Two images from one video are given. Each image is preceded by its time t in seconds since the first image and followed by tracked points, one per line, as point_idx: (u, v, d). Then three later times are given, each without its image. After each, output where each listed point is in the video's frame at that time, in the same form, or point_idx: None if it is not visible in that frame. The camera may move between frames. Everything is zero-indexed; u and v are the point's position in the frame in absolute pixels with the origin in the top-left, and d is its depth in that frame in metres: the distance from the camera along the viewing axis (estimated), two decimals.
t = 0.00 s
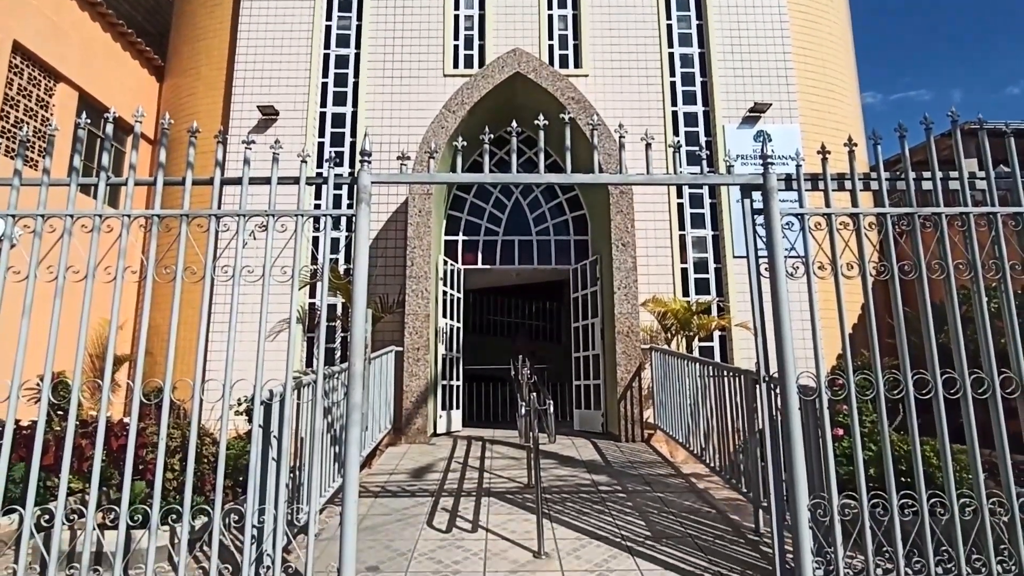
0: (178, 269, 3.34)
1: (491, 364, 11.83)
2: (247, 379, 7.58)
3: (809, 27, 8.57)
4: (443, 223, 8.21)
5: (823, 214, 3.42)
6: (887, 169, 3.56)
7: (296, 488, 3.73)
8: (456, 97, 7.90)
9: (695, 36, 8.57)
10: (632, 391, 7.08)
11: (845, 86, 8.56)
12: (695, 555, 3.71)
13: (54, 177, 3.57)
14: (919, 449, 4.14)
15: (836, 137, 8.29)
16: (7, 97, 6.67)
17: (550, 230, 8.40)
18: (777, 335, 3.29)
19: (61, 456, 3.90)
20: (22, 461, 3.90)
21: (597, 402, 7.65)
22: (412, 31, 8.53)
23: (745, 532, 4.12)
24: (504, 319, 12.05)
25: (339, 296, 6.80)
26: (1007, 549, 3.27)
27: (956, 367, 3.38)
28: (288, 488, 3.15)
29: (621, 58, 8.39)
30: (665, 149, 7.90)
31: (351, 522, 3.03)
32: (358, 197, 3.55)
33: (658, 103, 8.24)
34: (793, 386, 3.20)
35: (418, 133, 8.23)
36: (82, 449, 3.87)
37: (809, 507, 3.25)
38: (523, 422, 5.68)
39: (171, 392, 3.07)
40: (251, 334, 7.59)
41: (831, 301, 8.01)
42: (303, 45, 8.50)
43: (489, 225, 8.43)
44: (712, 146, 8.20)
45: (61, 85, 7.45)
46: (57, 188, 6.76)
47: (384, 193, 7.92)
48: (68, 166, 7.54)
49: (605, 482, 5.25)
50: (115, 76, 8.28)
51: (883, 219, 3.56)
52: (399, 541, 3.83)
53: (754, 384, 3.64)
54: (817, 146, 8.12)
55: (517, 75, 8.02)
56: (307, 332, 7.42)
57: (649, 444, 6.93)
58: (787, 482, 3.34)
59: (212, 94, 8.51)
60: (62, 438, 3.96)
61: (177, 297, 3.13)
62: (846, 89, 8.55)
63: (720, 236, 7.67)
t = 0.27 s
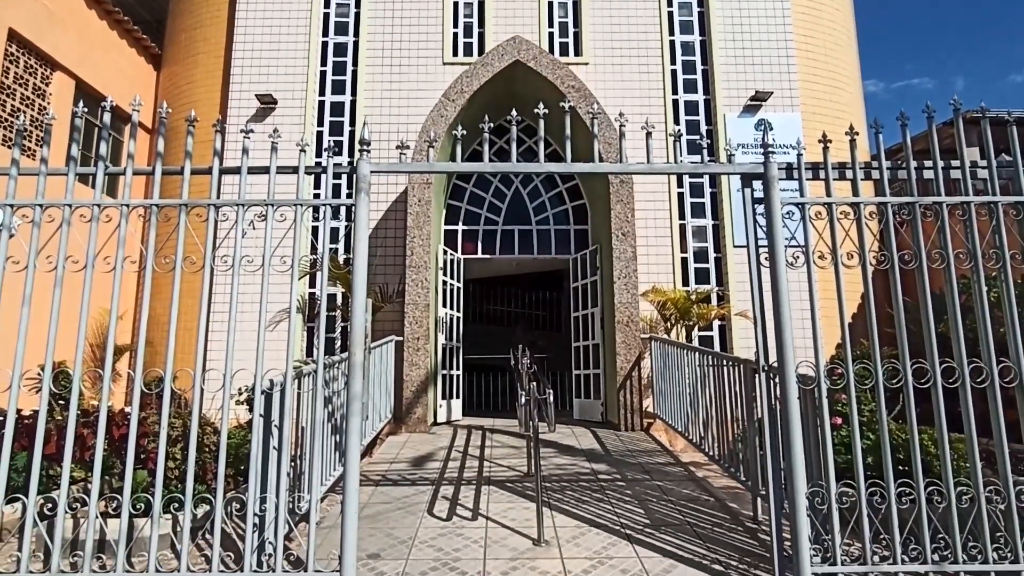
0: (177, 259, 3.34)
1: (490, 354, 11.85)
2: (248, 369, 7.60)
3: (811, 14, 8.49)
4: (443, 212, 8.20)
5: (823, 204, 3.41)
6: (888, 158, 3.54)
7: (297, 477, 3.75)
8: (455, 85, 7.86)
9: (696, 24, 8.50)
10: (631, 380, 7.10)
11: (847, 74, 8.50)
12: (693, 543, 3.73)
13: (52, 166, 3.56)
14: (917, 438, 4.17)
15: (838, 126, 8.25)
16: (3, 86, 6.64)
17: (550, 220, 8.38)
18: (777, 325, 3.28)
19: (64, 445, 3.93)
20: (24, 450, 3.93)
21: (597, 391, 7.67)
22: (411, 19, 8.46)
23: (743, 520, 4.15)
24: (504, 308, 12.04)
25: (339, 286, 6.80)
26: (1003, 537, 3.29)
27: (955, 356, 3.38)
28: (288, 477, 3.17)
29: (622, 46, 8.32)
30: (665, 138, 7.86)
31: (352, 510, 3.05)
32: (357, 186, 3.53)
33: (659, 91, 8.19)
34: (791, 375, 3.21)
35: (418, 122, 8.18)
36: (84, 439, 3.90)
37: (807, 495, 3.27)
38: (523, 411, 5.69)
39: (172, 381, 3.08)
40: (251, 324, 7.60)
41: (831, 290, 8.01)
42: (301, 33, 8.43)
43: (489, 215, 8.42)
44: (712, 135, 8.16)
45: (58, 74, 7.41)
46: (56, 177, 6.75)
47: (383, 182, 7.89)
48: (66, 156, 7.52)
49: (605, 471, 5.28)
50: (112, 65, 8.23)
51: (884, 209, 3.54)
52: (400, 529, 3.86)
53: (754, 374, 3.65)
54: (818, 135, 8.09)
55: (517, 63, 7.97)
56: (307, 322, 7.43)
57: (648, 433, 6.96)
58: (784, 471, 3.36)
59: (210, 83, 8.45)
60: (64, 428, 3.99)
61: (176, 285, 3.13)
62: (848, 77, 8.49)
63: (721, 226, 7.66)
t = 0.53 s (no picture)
0: (176, 253, 3.33)
1: (491, 347, 11.85)
2: (248, 363, 7.61)
3: (812, 7, 8.45)
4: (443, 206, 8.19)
5: (823, 197, 3.40)
6: (889, 151, 3.53)
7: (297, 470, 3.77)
8: (455, 78, 7.84)
9: (697, 16, 8.46)
10: (631, 374, 7.11)
11: (849, 67, 8.47)
12: (692, 536, 3.75)
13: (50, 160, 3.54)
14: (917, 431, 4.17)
15: (839, 119, 8.22)
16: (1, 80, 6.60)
17: (549, 213, 8.37)
18: (777, 319, 3.28)
19: (64, 439, 3.94)
20: (26, 444, 3.94)
21: (596, 385, 7.68)
22: (410, 11, 8.42)
23: (742, 513, 4.17)
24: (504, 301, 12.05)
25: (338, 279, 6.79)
26: (1000, 529, 3.31)
27: (954, 350, 3.39)
28: (289, 470, 3.18)
29: (622, 38, 8.29)
30: (665, 131, 7.84)
31: (352, 503, 3.06)
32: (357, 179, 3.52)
33: (659, 84, 8.16)
34: (791, 368, 3.21)
35: (417, 115, 8.16)
36: (85, 432, 3.91)
37: (806, 488, 3.28)
38: (523, 405, 5.70)
39: (172, 375, 3.08)
40: (251, 318, 7.60)
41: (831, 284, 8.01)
42: (300, 25, 8.39)
43: (488, 209, 8.41)
44: (713, 128, 8.14)
45: (55, 67, 7.37)
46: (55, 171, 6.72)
47: (383, 176, 7.87)
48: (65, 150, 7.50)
49: (604, 464, 5.30)
50: (110, 58, 8.18)
51: (884, 202, 3.54)
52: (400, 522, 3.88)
53: (754, 367, 3.65)
54: (819, 128, 8.06)
55: (517, 56, 7.94)
56: (307, 316, 7.43)
57: (648, 426, 6.98)
58: (783, 464, 3.37)
59: (208, 75, 8.41)
60: (65, 422, 4.00)
61: (176, 279, 3.12)
62: (849, 70, 8.46)
63: (721, 219, 7.65)
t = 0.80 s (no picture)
0: (176, 249, 3.32)
1: (492, 344, 11.85)
2: (247, 359, 7.61)
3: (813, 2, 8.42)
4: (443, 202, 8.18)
5: (824, 193, 3.40)
6: (889, 147, 3.53)
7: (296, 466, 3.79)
8: (455, 74, 7.82)
9: (697, 12, 8.43)
10: (631, 370, 7.12)
11: (849, 63, 8.44)
12: (691, 532, 3.76)
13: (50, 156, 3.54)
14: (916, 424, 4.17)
15: (839, 115, 8.21)
16: None
17: (549, 210, 8.36)
18: (777, 315, 3.28)
19: (65, 436, 3.96)
20: (25, 440, 3.95)
21: (596, 381, 7.69)
22: (409, 7, 8.39)
23: (741, 509, 4.18)
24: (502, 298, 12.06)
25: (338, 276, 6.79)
26: (999, 524, 3.32)
27: (953, 345, 3.39)
28: (288, 466, 3.18)
29: (622, 35, 8.26)
30: (665, 128, 7.83)
31: (353, 499, 3.06)
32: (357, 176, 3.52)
33: (659, 80, 8.15)
34: (791, 365, 3.21)
35: (417, 112, 8.14)
36: (85, 429, 3.93)
37: (806, 484, 3.29)
38: (523, 401, 5.70)
39: (172, 372, 3.09)
40: (251, 314, 7.61)
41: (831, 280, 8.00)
42: (299, 21, 8.37)
43: (488, 205, 8.40)
44: (713, 124, 8.12)
45: (54, 63, 7.35)
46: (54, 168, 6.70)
47: (382, 173, 7.86)
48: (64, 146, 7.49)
49: (604, 461, 5.31)
50: (109, 54, 8.16)
51: (884, 198, 3.53)
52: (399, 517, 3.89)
53: (754, 364, 3.65)
54: (819, 124, 8.05)
55: (517, 52, 7.93)
56: (307, 313, 7.43)
57: (647, 423, 6.99)
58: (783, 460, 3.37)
59: (207, 72, 8.39)
60: (64, 418, 4.01)
61: (176, 275, 3.12)
62: (849, 66, 8.43)
63: (721, 216, 7.64)
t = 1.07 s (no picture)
0: (176, 247, 3.32)
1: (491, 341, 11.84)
2: (248, 357, 7.61)
3: None
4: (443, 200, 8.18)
5: (824, 191, 3.40)
6: (890, 145, 3.53)
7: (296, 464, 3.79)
8: (455, 72, 7.81)
9: (698, 10, 8.41)
10: (631, 368, 7.13)
11: (850, 61, 8.43)
12: (691, 529, 3.76)
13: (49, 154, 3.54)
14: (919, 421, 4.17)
15: (840, 113, 8.20)
16: None
17: (549, 208, 8.36)
18: (777, 313, 3.28)
19: (66, 433, 3.96)
20: (26, 438, 3.96)
21: (596, 379, 7.70)
22: (409, 5, 8.38)
23: (741, 506, 4.19)
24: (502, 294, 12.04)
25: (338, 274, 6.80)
26: (998, 521, 3.32)
27: (953, 343, 3.39)
28: (288, 464, 3.18)
29: (622, 32, 8.25)
30: (666, 126, 7.82)
31: (352, 497, 3.06)
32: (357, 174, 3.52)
33: (659, 78, 8.14)
34: (791, 362, 3.21)
35: (417, 109, 8.13)
36: (85, 427, 3.95)
37: (805, 482, 3.30)
38: (522, 399, 5.70)
39: (172, 370, 3.09)
40: (251, 312, 7.61)
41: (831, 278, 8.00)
42: (299, 19, 8.35)
43: (488, 203, 8.40)
44: (713, 122, 8.11)
45: (53, 61, 7.35)
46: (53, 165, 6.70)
47: (382, 171, 7.85)
48: (63, 144, 7.49)
49: (604, 458, 5.31)
50: (109, 51, 8.16)
51: (884, 196, 3.53)
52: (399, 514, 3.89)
53: (753, 362, 3.65)
54: (820, 122, 8.04)
55: (517, 50, 7.91)
56: (307, 311, 7.43)
57: (647, 421, 6.99)
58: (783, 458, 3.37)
59: (207, 69, 8.38)
60: (65, 416, 4.01)
61: (176, 273, 3.12)
62: (850, 63, 8.42)
63: (721, 213, 7.64)
